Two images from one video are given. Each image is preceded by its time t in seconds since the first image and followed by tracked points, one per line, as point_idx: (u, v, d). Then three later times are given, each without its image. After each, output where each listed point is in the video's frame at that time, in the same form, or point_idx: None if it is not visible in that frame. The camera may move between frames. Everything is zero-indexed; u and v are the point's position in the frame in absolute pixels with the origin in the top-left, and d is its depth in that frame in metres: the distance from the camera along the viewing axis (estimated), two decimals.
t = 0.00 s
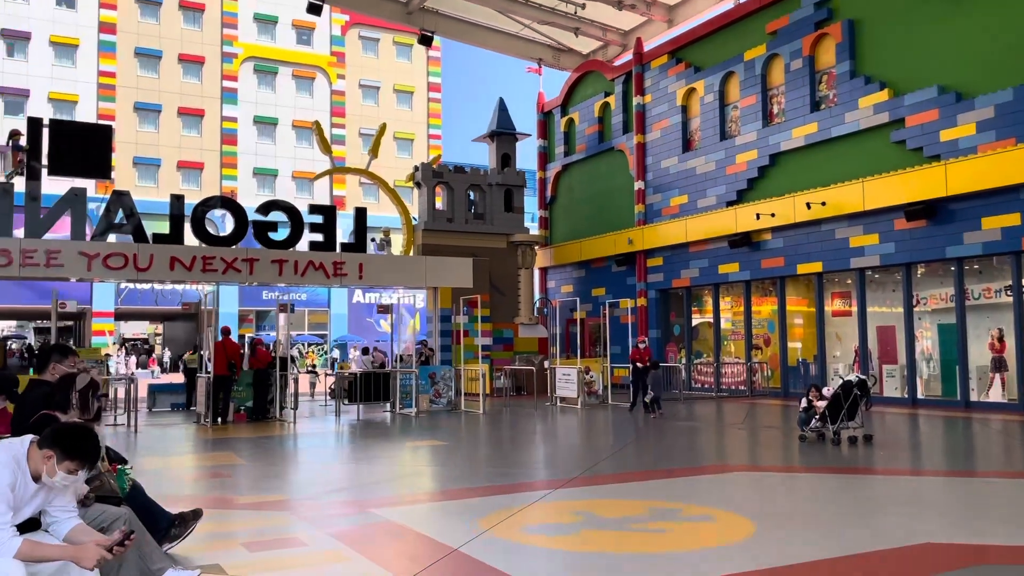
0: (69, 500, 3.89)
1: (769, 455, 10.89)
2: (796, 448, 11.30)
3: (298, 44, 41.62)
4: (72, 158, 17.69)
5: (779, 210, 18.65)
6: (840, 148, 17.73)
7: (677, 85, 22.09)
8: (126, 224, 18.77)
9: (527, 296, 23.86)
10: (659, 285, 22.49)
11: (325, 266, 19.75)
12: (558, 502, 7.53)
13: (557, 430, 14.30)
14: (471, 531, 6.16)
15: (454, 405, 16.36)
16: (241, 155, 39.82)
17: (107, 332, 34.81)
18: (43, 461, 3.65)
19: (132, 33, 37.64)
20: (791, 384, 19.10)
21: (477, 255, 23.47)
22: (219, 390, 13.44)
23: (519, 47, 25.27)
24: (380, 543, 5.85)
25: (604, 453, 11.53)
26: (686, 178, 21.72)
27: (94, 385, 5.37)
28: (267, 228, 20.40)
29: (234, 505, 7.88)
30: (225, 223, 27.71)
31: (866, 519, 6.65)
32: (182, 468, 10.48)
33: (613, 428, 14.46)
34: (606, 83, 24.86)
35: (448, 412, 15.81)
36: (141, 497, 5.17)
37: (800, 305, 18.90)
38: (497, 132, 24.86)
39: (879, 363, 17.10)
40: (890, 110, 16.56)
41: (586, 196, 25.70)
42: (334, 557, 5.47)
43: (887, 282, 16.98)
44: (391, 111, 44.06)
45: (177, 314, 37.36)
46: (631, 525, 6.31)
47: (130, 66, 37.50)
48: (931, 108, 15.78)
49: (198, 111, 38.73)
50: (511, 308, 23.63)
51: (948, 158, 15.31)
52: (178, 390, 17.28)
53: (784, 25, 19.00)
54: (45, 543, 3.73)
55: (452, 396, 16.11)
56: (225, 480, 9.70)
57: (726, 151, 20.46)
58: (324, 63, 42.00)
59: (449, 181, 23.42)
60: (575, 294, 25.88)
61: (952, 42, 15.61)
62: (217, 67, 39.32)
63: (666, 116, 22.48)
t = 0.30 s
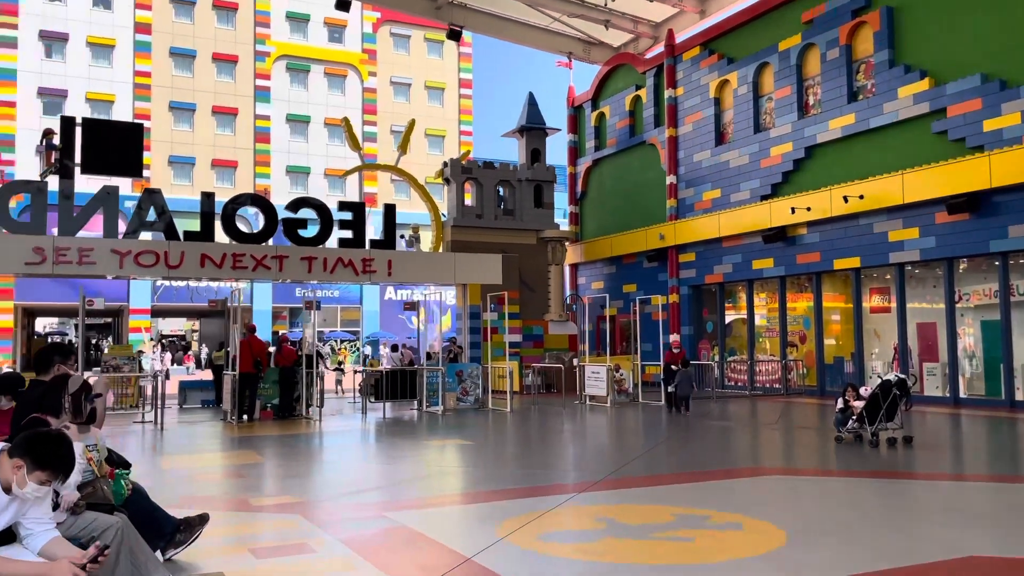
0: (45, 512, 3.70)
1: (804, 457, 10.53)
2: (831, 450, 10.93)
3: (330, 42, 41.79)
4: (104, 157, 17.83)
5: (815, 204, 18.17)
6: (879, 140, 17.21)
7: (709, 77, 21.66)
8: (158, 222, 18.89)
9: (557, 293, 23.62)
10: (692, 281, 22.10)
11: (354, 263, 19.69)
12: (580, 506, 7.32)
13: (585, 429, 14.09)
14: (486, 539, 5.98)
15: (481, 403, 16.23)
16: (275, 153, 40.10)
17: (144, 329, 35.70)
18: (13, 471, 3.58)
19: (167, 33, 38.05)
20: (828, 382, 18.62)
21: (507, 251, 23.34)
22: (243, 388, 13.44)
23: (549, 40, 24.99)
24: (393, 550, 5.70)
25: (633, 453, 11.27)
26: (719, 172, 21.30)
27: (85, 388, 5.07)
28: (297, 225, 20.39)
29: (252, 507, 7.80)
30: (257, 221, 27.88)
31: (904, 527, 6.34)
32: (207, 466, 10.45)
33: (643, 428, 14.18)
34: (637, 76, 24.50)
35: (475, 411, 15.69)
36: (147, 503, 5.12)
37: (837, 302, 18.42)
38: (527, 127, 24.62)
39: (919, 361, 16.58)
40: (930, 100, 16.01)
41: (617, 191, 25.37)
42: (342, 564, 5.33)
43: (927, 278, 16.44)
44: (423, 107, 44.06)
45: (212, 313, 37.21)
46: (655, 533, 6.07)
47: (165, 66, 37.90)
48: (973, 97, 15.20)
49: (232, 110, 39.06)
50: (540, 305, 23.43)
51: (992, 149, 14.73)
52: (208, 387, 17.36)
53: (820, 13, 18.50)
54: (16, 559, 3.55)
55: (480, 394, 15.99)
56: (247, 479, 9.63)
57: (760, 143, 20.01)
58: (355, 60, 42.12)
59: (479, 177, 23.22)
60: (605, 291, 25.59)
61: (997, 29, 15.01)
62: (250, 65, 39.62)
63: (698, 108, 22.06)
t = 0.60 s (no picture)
0: (17, 516, 3.64)
1: (841, 459, 10.15)
2: (869, 452, 10.54)
3: (360, 40, 41.89)
4: (134, 154, 17.94)
5: (852, 197, 17.67)
6: (919, 131, 16.65)
7: (742, 69, 21.20)
8: (188, 220, 18.96)
9: (587, 290, 23.33)
10: (724, 278, 21.67)
11: (382, 260, 19.58)
12: (604, 510, 7.06)
13: (613, 428, 13.83)
14: (502, 545, 5.77)
15: (508, 401, 16.07)
16: (306, 152, 40.30)
17: (178, 326, 35.63)
18: None
19: (200, 33, 38.40)
20: (866, 382, 18.09)
21: (536, 248, 23.10)
22: (269, 385, 13.38)
23: (579, 34, 24.68)
24: (403, 555, 5.51)
25: (663, 453, 10.97)
26: (752, 165, 20.84)
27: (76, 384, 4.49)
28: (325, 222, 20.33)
29: (267, 506, 7.67)
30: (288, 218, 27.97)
31: (946, 536, 5.98)
32: (229, 464, 10.36)
33: (674, 427, 13.87)
34: (668, 69, 24.09)
35: (502, 409, 15.52)
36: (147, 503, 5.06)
37: (875, 299, 17.89)
38: (556, 122, 24.33)
39: (961, 360, 16.02)
40: (973, 89, 15.42)
41: (648, 186, 24.99)
42: (351, 569, 5.16)
43: (970, 274, 15.88)
44: (453, 105, 43.98)
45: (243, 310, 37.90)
46: (680, 540, 5.81)
47: (198, 66, 38.26)
48: (1018, 86, 14.61)
49: (263, 109, 39.32)
50: (569, 302, 23.19)
51: None
52: (235, 384, 17.36)
53: (857, 1, 17.98)
54: None
55: (506, 392, 15.82)
56: (267, 478, 9.52)
57: (795, 136, 19.53)
58: (385, 58, 42.16)
59: (507, 173, 23.03)
60: (636, 288, 25.24)
61: None
62: (282, 64, 39.85)
63: (731, 101, 21.62)
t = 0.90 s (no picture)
0: None
1: (873, 468, 9.78)
2: (903, 461, 10.15)
3: (387, 42, 41.96)
4: (159, 157, 18.01)
5: (885, 197, 17.20)
6: (954, 128, 16.15)
7: (771, 67, 20.78)
8: (213, 222, 18.97)
9: (613, 292, 23.04)
10: (753, 280, 21.25)
11: (405, 261, 19.42)
12: (623, 524, 6.83)
13: (638, 433, 13.54)
14: (512, 563, 5.57)
15: (531, 404, 15.87)
16: (333, 154, 40.45)
17: (206, 328, 35.88)
18: None
19: (228, 36, 38.70)
20: (900, 386, 17.59)
21: (561, 249, 22.83)
22: (286, 386, 13.36)
23: (605, 33, 24.39)
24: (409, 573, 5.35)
25: (690, 460, 10.68)
26: (782, 165, 20.41)
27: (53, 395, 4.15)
28: (349, 224, 20.25)
29: (279, 515, 7.54)
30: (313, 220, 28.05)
31: (984, 555, 5.65)
32: (245, 470, 10.28)
33: (701, 433, 13.53)
34: (696, 68, 23.72)
35: (524, 413, 15.31)
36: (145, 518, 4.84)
37: (909, 301, 17.38)
38: (581, 122, 24.06)
39: (1000, 365, 15.49)
40: (1011, 85, 14.91)
41: (675, 186, 24.62)
42: None
43: (1008, 276, 15.35)
44: (480, 107, 43.88)
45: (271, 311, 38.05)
46: (698, 559, 5.57)
47: (227, 69, 38.56)
48: None
49: (291, 111, 39.51)
50: (595, 304, 22.92)
51: None
52: (258, 387, 17.33)
53: None
54: None
55: (529, 395, 15.61)
56: (283, 484, 9.40)
57: (825, 135, 19.08)
58: (412, 60, 42.19)
59: (531, 174, 22.75)
60: (663, 290, 24.89)
61: None
62: (309, 67, 40.04)
63: (760, 99, 21.20)
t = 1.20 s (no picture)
0: None
1: (902, 478, 9.38)
2: (933, 471, 9.75)
3: (409, 45, 41.93)
4: (176, 158, 17.98)
5: (914, 198, 16.72)
6: (986, 126, 15.65)
7: (796, 65, 20.35)
8: (231, 224, 18.88)
9: (634, 295, 22.70)
10: (777, 283, 20.81)
11: (423, 264, 19.14)
12: (636, 536, 6.55)
13: (657, 439, 13.23)
14: None
15: (548, 409, 15.60)
16: (355, 157, 40.48)
17: (227, 331, 36.07)
18: None
19: (251, 40, 38.87)
20: (930, 393, 17.11)
21: (581, 252, 22.53)
22: (297, 389, 13.26)
23: (626, 33, 24.07)
24: None
25: (710, 468, 10.37)
26: (807, 165, 19.98)
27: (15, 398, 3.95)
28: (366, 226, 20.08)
29: (283, 524, 7.36)
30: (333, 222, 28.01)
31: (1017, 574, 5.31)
32: (255, 475, 10.12)
33: (722, 440, 13.19)
34: (719, 67, 23.33)
35: (541, 418, 15.05)
36: (126, 529, 4.65)
37: (938, 305, 16.89)
38: (602, 123, 23.73)
39: None
40: None
41: (698, 187, 24.22)
42: None
43: None
44: (501, 109, 43.70)
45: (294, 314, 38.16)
46: None
47: (249, 73, 38.72)
48: None
49: (313, 114, 39.59)
50: (616, 307, 22.61)
51: None
52: (275, 390, 17.24)
53: None
54: None
55: (546, 400, 15.35)
56: (291, 490, 9.21)
57: (851, 134, 18.63)
58: (434, 63, 42.12)
59: (550, 175, 22.53)
60: (685, 293, 24.51)
61: None
62: (331, 70, 40.11)
63: (784, 99, 20.79)
